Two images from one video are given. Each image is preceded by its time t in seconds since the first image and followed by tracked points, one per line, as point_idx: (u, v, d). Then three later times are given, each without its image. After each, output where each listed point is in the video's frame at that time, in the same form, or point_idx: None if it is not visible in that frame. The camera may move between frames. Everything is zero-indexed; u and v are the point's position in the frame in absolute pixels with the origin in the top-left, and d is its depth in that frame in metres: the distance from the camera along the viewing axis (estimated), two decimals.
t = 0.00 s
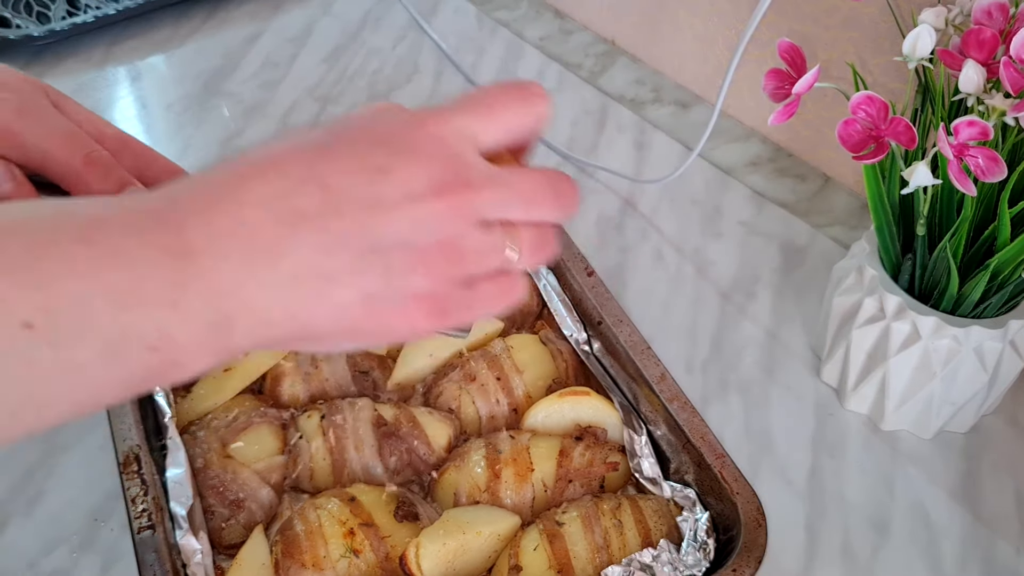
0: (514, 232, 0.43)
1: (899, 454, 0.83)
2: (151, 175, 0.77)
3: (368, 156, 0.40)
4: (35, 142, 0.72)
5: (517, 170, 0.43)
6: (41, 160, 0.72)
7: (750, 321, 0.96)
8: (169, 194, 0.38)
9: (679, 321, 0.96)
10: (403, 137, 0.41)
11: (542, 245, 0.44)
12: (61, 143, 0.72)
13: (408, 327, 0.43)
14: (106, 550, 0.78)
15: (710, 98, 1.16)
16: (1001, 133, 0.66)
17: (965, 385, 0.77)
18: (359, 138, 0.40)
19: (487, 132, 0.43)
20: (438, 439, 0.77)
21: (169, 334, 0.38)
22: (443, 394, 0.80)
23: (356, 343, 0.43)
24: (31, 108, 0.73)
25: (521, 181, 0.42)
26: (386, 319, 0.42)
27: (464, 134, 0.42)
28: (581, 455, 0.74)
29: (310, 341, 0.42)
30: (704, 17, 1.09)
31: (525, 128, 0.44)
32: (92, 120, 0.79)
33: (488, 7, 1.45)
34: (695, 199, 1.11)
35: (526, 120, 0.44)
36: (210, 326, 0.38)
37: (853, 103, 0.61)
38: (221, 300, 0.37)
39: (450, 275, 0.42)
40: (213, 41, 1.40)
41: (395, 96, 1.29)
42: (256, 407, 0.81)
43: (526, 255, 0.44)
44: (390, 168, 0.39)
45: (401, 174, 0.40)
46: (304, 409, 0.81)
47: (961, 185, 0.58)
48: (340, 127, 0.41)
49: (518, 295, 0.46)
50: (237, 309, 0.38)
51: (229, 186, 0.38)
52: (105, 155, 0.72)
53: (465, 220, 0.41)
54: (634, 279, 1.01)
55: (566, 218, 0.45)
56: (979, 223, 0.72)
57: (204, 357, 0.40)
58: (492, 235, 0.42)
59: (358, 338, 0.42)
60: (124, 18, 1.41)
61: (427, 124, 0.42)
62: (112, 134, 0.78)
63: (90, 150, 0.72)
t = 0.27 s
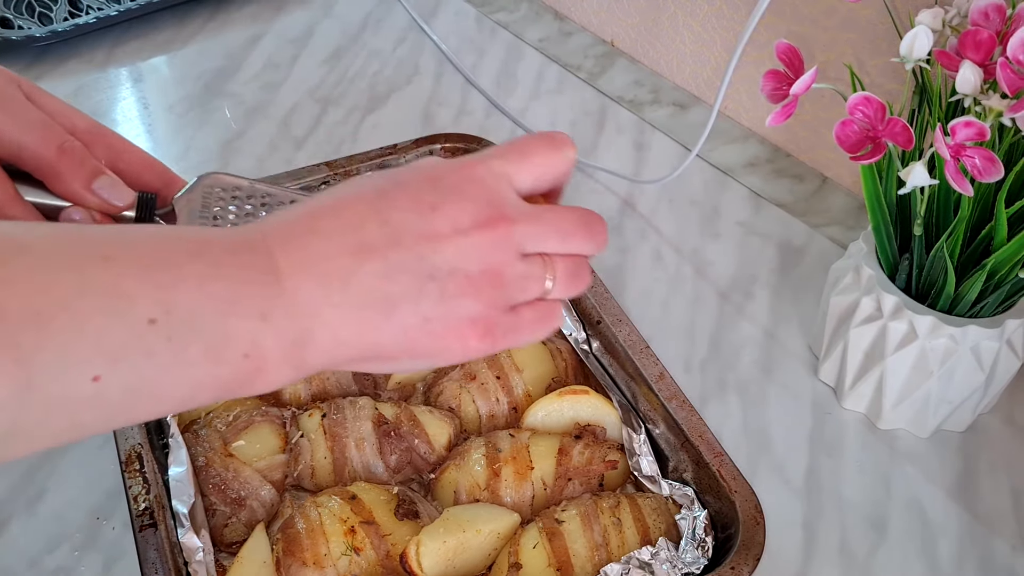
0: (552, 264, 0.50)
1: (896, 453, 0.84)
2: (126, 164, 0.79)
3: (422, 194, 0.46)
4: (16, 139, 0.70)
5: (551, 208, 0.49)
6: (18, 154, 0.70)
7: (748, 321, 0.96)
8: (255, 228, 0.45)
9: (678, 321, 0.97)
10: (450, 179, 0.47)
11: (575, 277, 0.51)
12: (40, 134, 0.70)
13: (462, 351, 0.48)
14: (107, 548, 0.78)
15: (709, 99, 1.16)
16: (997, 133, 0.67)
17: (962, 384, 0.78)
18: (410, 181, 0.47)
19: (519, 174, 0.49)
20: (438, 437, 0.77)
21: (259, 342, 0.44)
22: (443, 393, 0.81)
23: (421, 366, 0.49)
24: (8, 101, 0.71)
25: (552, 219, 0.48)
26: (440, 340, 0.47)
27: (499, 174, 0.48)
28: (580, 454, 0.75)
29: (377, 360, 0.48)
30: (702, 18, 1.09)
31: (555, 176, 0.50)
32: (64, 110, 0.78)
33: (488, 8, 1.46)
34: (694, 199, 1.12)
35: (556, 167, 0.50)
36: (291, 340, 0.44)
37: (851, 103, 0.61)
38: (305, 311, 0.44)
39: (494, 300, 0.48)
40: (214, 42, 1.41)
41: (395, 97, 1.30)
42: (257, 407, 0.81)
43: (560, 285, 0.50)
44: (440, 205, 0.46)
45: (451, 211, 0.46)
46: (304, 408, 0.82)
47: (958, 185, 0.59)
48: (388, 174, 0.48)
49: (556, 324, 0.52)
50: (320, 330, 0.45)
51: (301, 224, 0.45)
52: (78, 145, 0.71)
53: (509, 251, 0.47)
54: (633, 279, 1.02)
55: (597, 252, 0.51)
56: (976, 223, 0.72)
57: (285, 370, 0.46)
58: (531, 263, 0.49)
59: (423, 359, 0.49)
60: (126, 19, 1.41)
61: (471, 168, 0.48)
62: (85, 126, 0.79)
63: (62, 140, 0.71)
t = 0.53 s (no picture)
0: (408, 138, 0.52)
1: (896, 453, 0.84)
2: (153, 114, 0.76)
3: (275, 79, 0.46)
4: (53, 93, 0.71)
5: (405, 85, 0.50)
6: (54, 106, 0.72)
7: (747, 321, 0.96)
8: (100, 125, 0.44)
9: (677, 321, 0.97)
10: (308, 61, 0.47)
11: (433, 150, 0.53)
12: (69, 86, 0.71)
13: (329, 228, 0.50)
14: (107, 548, 0.78)
15: (709, 99, 1.16)
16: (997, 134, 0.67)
17: (962, 384, 0.78)
18: (263, 63, 0.46)
19: (374, 53, 0.50)
20: (438, 437, 0.77)
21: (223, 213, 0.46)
22: (443, 393, 0.81)
23: (285, 245, 0.51)
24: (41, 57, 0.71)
25: (405, 96, 0.49)
26: (305, 223, 0.49)
27: (359, 56, 0.49)
28: (579, 454, 0.75)
29: (248, 244, 0.49)
30: (702, 18, 1.09)
31: (410, 45, 0.51)
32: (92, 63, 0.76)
33: (487, 8, 1.46)
34: (694, 199, 1.12)
35: (406, 39, 0.51)
36: (165, 227, 0.45)
37: (851, 103, 0.61)
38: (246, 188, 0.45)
39: (359, 177, 0.49)
40: (214, 41, 1.41)
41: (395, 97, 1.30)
42: (257, 407, 0.82)
43: (420, 156, 0.52)
44: (298, 88, 0.46)
45: (308, 93, 0.46)
46: (304, 408, 0.82)
47: (958, 185, 0.59)
48: (248, 55, 0.47)
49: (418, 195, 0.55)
50: (188, 214, 0.45)
51: (164, 111, 0.44)
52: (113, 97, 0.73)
53: (367, 130, 0.48)
54: (633, 280, 1.02)
55: (451, 125, 0.53)
56: (976, 223, 0.72)
57: (161, 258, 0.47)
58: (390, 142, 0.50)
59: (287, 240, 0.50)
60: (126, 19, 1.41)
61: (327, 50, 0.48)
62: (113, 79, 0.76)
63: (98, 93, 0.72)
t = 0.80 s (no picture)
0: (561, 154, 0.56)
1: (896, 454, 0.84)
2: (148, 88, 0.87)
3: (451, 91, 0.51)
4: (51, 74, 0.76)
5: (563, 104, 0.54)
6: (54, 87, 0.77)
7: (747, 321, 0.96)
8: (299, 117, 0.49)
9: (677, 321, 0.97)
10: (476, 78, 0.52)
11: (582, 163, 0.57)
12: (71, 68, 0.78)
13: (481, 229, 0.55)
14: (107, 547, 0.78)
15: (708, 99, 1.16)
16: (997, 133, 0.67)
17: (962, 384, 0.78)
18: (437, 81, 0.52)
19: (536, 75, 0.54)
20: (438, 437, 0.77)
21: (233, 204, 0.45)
22: (443, 393, 0.81)
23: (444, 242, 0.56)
24: (42, 39, 0.76)
25: (565, 113, 0.54)
26: (467, 221, 0.54)
27: (520, 75, 0.53)
28: (579, 454, 0.75)
29: (409, 237, 0.54)
30: (702, 18, 1.09)
31: (571, 73, 0.55)
32: (84, 41, 0.83)
33: (487, 8, 1.46)
34: (693, 199, 1.12)
35: (569, 66, 0.54)
36: (341, 218, 0.50)
37: (851, 103, 0.61)
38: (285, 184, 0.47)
39: (512, 185, 0.54)
40: (214, 41, 1.41)
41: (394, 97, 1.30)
42: (257, 407, 0.81)
43: (568, 170, 0.57)
44: (467, 101, 0.51)
45: (475, 107, 0.51)
46: (304, 408, 0.82)
47: (958, 185, 0.59)
48: (420, 69, 0.53)
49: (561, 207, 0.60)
50: (363, 205, 0.50)
51: (354, 113, 0.49)
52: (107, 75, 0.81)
53: (526, 144, 0.53)
54: (633, 280, 1.02)
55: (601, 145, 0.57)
56: (975, 223, 0.72)
57: (333, 244, 0.51)
58: (545, 154, 0.54)
59: (445, 236, 0.55)
60: (126, 19, 1.41)
61: (495, 69, 0.53)
62: (106, 54, 0.85)
63: (93, 71, 0.80)
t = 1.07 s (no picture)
0: (457, 120, 0.55)
1: (896, 454, 0.84)
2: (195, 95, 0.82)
3: (345, 68, 0.50)
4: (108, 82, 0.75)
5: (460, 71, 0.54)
6: (114, 94, 0.76)
7: (747, 321, 0.96)
8: (208, 105, 0.49)
9: (677, 321, 0.97)
10: (368, 53, 0.51)
11: (480, 128, 0.57)
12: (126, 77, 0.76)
13: (390, 200, 0.54)
14: (106, 548, 0.78)
15: (708, 99, 1.16)
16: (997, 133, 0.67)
17: (962, 384, 0.78)
18: (330, 57, 0.51)
19: (425, 45, 0.54)
20: (438, 437, 0.77)
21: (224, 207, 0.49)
22: (443, 393, 0.81)
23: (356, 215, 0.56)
24: (95, 49, 0.75)
25: (456, 81, 0.53)
26: (374, 196, 0.53)
27: (408, 46, 0.53)
28: (579, 454, 0.75)
29: (323, 216, 0.54)
30: (702, 18, 1.09)
31: (456, 42, 0.55)
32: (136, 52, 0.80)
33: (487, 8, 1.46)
34: (693, 200, 1.12)
35: (456, 36, 0.55)
36: (251, 201, 0.49)
37: (851, 103, 0.61)
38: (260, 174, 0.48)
39: (413, 154, 0.53)
40: (214, 41, 1.41)
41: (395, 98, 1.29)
42: (257, 407, 0.81)
43: (467, 135, 0.56)
44: (363, 76, 0.50)
45: (372, 81, 0.50)
46: (304, 408, 0.82)
47: (957, 186, 0.59)
48: (315, 47, 0.52)
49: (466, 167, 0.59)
50: (272, 188, 0.49)
51: (236, 99, 0.49)
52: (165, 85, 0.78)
53: (423, 113, 0.52)
54: (633, 280, 1.02)
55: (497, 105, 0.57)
56: (975, 223, 0.72)
57: (244, 228, 0.51)
58: (442, 121, 0.54)
59: (356, 210, 0.55)
60: (127, 18, 1.41)
61: (384, 42, 0.52)
62: (157, 64, 0.81)
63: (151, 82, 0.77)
